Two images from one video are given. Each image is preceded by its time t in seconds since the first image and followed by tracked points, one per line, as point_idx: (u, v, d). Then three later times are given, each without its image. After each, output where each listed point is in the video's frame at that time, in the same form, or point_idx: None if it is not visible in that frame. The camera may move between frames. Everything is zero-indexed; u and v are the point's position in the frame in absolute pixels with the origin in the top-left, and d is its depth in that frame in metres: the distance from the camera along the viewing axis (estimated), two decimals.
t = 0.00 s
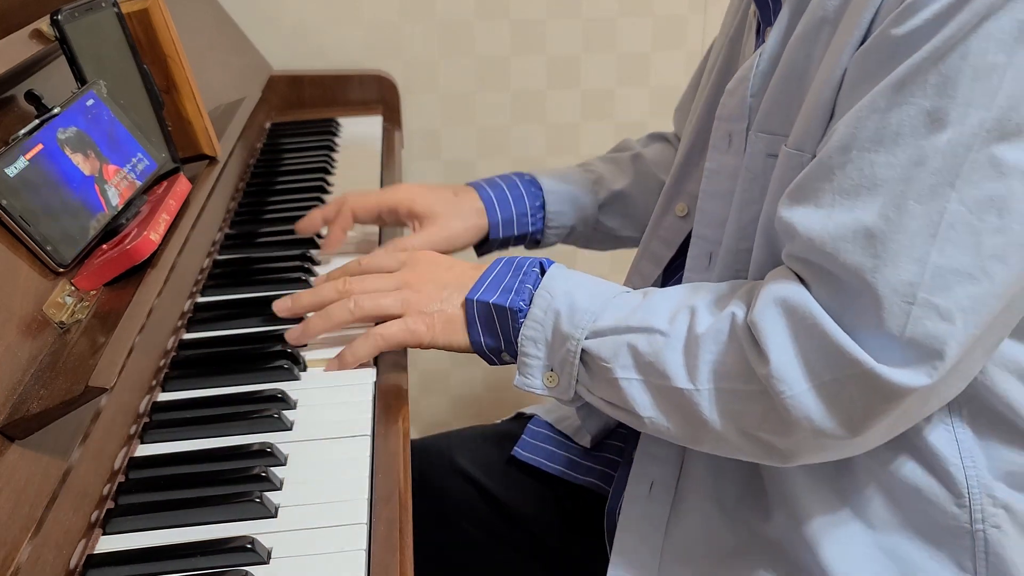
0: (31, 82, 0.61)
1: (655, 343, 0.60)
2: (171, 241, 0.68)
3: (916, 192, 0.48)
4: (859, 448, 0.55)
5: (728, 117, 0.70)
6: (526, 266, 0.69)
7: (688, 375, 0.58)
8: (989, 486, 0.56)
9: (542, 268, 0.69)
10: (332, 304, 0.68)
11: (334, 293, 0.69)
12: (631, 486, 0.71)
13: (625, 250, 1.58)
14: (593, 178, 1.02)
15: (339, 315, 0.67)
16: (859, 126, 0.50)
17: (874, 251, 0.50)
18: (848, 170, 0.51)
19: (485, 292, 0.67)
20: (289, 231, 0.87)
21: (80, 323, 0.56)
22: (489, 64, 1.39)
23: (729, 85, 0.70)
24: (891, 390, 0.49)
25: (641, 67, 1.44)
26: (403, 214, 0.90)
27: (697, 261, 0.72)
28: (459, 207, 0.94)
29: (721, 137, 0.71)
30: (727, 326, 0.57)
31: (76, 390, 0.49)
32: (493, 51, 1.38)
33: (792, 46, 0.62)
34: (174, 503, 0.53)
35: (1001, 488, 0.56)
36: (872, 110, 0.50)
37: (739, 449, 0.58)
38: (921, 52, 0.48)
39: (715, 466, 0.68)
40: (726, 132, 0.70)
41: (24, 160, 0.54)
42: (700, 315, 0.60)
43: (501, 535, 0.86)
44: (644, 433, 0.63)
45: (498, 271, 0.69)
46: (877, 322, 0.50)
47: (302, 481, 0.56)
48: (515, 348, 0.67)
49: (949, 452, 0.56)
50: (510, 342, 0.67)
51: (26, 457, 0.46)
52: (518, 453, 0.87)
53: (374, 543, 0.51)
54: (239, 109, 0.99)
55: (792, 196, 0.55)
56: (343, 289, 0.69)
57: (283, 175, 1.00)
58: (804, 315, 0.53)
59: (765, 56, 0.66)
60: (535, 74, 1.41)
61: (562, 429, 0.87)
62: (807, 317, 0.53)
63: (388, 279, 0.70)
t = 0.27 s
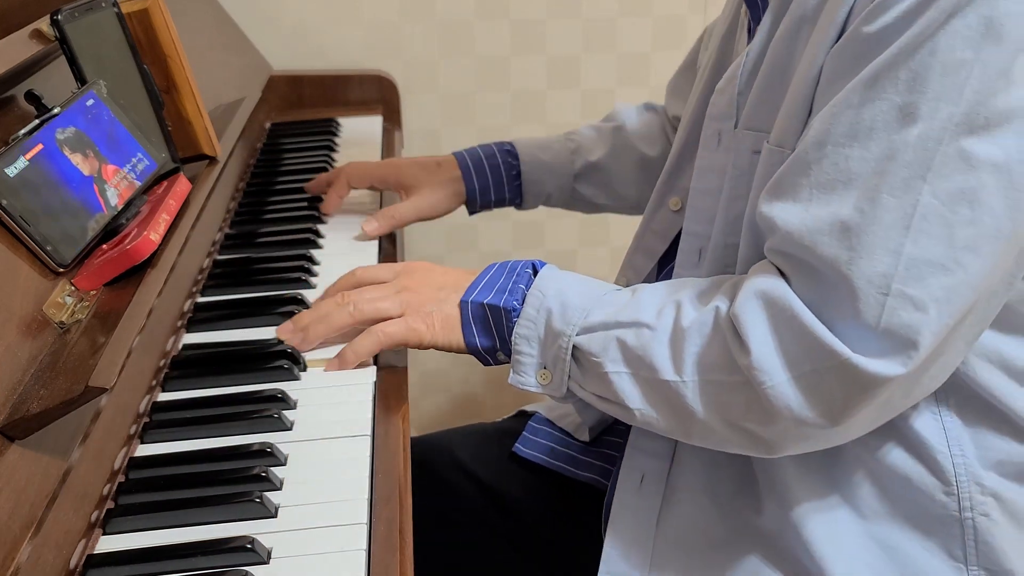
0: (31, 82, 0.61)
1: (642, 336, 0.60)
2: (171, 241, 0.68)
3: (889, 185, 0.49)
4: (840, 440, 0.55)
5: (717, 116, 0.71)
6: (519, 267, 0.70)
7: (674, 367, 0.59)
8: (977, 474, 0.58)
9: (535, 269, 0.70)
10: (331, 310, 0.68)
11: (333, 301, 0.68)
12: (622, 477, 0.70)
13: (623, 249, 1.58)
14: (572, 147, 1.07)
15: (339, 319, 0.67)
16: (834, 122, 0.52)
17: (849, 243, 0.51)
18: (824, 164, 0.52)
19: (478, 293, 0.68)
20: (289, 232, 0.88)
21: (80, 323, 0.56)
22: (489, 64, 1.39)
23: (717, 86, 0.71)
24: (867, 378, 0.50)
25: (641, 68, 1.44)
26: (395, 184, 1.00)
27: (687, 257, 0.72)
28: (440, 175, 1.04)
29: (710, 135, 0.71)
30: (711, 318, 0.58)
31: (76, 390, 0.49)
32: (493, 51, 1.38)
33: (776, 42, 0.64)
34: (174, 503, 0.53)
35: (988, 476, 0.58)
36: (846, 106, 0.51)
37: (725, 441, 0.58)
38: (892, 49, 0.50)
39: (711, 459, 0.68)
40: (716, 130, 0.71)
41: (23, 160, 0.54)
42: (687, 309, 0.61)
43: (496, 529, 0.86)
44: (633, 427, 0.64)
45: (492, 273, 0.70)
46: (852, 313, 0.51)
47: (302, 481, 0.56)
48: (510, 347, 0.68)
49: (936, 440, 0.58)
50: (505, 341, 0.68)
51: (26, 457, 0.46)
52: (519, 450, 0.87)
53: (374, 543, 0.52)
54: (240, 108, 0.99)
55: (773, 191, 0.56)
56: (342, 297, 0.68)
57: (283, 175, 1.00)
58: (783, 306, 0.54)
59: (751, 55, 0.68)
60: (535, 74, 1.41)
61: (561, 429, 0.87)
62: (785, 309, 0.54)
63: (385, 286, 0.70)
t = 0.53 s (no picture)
0: (31, 82, 0.61)
1: (640, 336, 0.60)
2: (171, 241, 0.68)
3: (873, 179, 0.49)
4: (836, 434, 0.55)
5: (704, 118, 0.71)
6: (517, 270, 0.70)
7: (671, 365, 0.59)
8: (971, 467, 0.58)
9: (533, 271, 0.70)
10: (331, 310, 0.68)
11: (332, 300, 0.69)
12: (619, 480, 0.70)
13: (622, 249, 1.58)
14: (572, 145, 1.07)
15: (340, 319, 0.67)
16: (816, 120, 0.52)
17: (837, 240, 0.50)
18: (807, 161, 0.52)
19: (478, 295, 0.68)
20: (289, 232, 0.88)
21: (79, 323, 0.56)
22: (489, 64, 1.39)
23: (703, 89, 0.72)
24: (861, 373, 0.50)
25: (641, 67, 1.44)
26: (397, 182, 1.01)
27: (680, 259, 0.71)
28: (442, 173, 1.05)
29: (698, 139, 0.71)
30: (707, 317, 0.58)
31: (76, 390, 0.49)
32: (493, 51, 1.38)
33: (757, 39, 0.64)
34: (174, 503, 0.53)
35: (982, 469, 0.58)
36: (826, 103, 0.51)
37: (723, 439, 0.59)
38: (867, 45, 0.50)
39: (708, 457, 0.68)
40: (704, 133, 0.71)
41: (24, 160, 0.54)
42: (684, 309, 0.61)
43: (496, 527, 0.86)
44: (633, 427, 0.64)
45: (491, 276, 0.70)
46: (841, 309, 0.51)
47: (302, 481, 0.56)
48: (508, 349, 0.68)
49: (929, 434, 0.58)
50: (504, 342, 0.68)
51: (26, 457, 0.46)
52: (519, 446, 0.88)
53: (374, 543, 0.52)
54: (239, 109, 0.99)
55: (761, 190, 0.56)
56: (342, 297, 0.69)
57: (283, 175, 1.01)
58: (773, 303, 0.54)
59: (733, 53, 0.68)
60: (535, 74, 1.41)
61: (562, 429, 0.87)
62: (776, 306, 0.53)
63: (385, 287, 0.70)
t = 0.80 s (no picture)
0: (32, 82, 0.61)
1: (635, 317, 0.58)
2: (171, 241, 0.68)
3: (874, 163, 0.48)
4: (841, 430, 0.53)
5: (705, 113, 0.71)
6: (507, 243, 0.67)
7: (668, 348, 0.57)
8: (966, 465, 0.58)
9: (524, 245, 0.68)
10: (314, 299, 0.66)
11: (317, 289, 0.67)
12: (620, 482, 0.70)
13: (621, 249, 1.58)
14: (559, 137, 1.06)
15: (324, 311, 0.65)
16: (817, 106, 0.51)
17: (839, 225, 0.49)
18: (809, 147, 0.51)
19: (467, 270, 0.65)
20: (290, 232, 0.88)
21: (80, 323, 0.56)
22: (489, 64, 1.39)
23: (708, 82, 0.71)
24: (865, 361, 0.49)
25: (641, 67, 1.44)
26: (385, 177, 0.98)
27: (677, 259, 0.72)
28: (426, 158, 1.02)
29: (698, 134, 0.71)
30: (709, 299, 0.56)
31: (76, 390, 0.49)
32: (493, 50, 1.38)
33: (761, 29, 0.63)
34: (174, 503, 0.53)
35: (977, 467, 0.58)
36: (829, 86, 0.50)
37: (719, 427, 0.56)
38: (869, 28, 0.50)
39: (707, 458, 0.68)
40: (705, 128, 0.70)
41: (23, 160, 0.54)
42: (681, 289, 0.59)
43: (496, 528, 0.86)
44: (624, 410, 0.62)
45: (479, 250, 0.67)
46: (844, 296, 0.49)
47: (302, 480, 0.56)
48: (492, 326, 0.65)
49: (924, 435, 0.58)
50: (492, 321, 0.65)
51: (26, 457, 0.46)
52: (519, 446, 0.88)
53: (374, 543, 0.52)
54: (240, 109, 0.99)
55: (761, 180, 0.55)
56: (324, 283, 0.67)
57: (283, 174, 1.01)
58: (779, 285, 0.52)
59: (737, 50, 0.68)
60: (535, 74, 1.41)
61: (561, 429, 0.87)
62: (780, 289, 0.52)
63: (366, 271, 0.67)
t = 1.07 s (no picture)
0: (31, 83, 0.61)
1: (757, 335, 0.50)
2: (171, 241, 0.68)
3: (1015, 165, 0.43)
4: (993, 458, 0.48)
5: (732, 117, 0.68)
6: (552, 247, 0.54)
7: (809, 370, 0.48)
8: (1003, 489, 0.55)
9: (570, 250, 0.54)
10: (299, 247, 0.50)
11: (303, 236, 0.52)
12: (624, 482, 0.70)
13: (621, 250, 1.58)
14: (568, 142, 1.05)
15: (314, 259, 0.49)
16: (930, 118, 0.46)
17: (990, 236, 0.43)
18: (929, 163, 0.46)
19: (503, 273, 0.52)
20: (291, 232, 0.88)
21: (80, 322, 0.56)
22: (489, 64, 1.39)
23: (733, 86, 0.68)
24: None
25: (640, 67, 1.44)
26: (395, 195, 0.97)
27: (700, 262, 0.71)
28: (438, 178, 1.02)
29: (723, 137, 0.69)
30: (851, 313, 0.48)
31: (76, 390, 0.49)
32: (493, 50, 1.38)
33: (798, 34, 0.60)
34: (174, 503, 0.53)
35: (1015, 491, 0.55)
36: (937, 98, 0.46)
37: (865, 464, 0.48)
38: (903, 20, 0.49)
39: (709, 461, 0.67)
40: (729, 131, 0.69)
41: (24, 160, 0.54)
42: (804, 301, 0.50)
43: (497, 529, 0.86)
44: (730, 447, 0.52)
45: (508, 250, 0.53)
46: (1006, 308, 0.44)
47: (302, 481, 0.56)
48: (536, 347, 0.53)
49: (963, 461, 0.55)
50: (530, 339, 0.52)
51: (26, 457, 0.46)
52: (519, 450, 0.87)
53: (375, 546, 0.51)
54: (240, 109, 0.99)
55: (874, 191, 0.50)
56: (317, 232, 0.51)
57: (283, 174, 1.01)
58: (937, 297, 0.45)
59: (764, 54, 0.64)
60: (535, 74, 1.41)
61: (561, 429, 0.87)
62: (941, 302, 0.45)
63: (374, 227, 0.52)
